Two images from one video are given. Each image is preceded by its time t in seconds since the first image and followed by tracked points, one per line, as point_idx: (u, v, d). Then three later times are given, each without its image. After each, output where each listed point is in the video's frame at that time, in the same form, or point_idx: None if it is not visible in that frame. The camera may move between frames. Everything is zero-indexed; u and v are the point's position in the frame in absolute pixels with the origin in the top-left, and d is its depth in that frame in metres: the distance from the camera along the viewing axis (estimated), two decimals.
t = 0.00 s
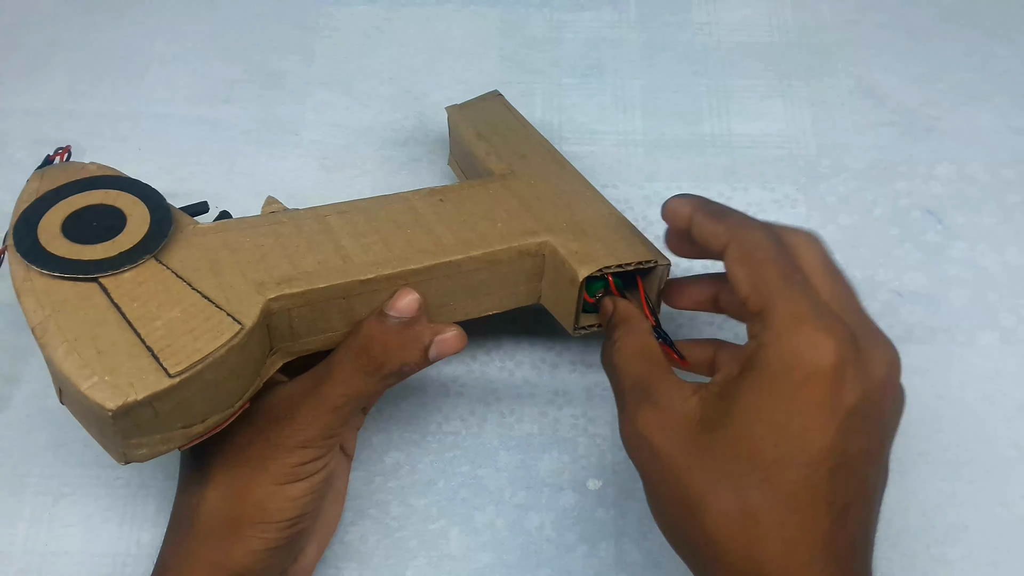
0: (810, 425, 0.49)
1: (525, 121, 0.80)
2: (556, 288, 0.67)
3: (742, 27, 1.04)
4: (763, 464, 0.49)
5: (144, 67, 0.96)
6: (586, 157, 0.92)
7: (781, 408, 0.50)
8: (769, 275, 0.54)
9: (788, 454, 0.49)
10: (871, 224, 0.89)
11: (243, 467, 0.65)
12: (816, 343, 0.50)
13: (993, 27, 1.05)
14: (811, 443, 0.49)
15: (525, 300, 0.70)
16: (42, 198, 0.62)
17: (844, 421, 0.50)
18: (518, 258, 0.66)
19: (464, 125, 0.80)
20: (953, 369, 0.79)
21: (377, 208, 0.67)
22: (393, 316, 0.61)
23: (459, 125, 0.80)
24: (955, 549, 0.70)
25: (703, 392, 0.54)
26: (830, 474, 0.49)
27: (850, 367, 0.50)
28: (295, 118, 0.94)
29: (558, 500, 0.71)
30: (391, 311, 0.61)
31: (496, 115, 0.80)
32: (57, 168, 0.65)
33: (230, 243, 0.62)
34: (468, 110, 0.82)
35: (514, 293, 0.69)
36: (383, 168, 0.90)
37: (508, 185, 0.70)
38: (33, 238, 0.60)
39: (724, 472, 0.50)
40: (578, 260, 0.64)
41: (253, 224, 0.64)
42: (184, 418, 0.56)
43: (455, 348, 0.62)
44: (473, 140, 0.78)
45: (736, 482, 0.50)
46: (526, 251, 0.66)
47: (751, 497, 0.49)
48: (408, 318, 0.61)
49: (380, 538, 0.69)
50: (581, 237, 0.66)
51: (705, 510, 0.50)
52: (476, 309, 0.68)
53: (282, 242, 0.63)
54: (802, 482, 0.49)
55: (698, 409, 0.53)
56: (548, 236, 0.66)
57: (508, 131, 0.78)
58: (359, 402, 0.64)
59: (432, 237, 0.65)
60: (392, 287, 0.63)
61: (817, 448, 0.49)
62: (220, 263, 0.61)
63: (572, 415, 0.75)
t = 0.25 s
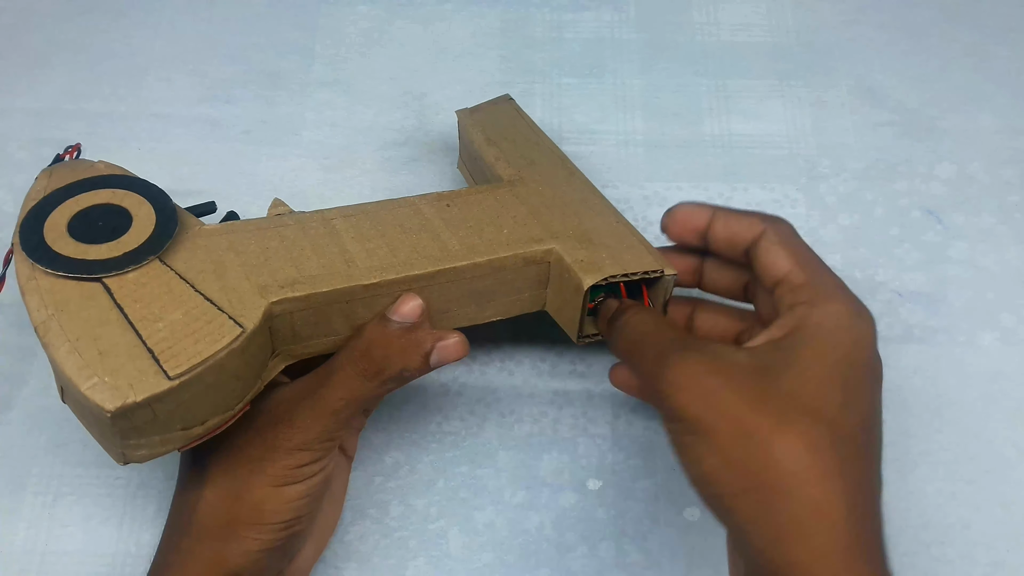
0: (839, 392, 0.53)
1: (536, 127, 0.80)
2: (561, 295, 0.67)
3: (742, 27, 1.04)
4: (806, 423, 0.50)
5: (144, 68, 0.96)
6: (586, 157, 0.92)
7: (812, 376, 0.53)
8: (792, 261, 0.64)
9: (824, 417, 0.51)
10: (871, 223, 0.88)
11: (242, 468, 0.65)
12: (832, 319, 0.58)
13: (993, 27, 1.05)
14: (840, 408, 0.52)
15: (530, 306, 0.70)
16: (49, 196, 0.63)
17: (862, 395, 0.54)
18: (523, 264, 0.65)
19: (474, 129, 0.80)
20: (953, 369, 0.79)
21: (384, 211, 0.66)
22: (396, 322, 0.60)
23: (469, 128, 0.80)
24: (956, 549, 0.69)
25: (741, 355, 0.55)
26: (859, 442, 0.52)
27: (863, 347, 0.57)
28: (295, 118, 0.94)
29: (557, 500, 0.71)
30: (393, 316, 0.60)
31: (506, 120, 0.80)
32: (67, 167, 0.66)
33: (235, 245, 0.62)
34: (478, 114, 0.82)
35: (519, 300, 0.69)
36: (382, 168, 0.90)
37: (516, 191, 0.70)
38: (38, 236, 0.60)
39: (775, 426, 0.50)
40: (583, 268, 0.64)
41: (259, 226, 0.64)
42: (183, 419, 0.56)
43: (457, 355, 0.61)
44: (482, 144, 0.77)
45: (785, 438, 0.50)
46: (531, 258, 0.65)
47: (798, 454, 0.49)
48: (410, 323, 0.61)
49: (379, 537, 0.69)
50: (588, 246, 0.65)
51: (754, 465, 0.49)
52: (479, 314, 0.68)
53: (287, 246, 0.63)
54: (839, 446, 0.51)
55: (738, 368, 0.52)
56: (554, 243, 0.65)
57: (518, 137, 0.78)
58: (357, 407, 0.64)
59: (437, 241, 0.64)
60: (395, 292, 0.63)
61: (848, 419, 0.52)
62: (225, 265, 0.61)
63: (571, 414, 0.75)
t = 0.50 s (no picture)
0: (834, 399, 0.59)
1: (540, 129, 0.79)
2: (565, 298, 0.67)
3: (742, 27, 1.04)
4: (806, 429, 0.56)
5: (144, 68, 0.96)
6: (586, 157, 0.92)
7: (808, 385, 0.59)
8: (790, 287, 0.69)
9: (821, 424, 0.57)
10: (871, 223, 0.89)
11: (242, 469, 0.65)
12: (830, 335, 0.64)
13: (993, 27, 1.05)
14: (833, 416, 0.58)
15: (534, 308, 0.70)
16: (52, 198, 0.62)
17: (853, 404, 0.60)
18: (527, 267, 0.65)
19: (478, 130, 0.80)
20: (953, 369, 0.79)
21: (388, 214, 0.66)
22: (399, 324, 0.60)
23: (473, 129, 0.80)
24: (956, 549, 0.70)
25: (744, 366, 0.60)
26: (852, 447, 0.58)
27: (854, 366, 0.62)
28: (295, 118, 0.93)
29: (558, 500, 0.71)
30: (397, 319, 0.60)
31: (509, 121, 0.80)
32: (69, 167, 0.66)
33: (239, 248, 0.62)
34: (481, 115, 0.82)
35: (523, 303, 0.69)
36: (382, 168, 0.90)
37: (519, 193, 0.70)
38: (42, 238, 0.60)
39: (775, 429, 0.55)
40: (588, 272, 0.63)
41: (262, 229, 0.64)
42: (188, 423, 0.56)
43: (459, 358, 0.61)
44: (486, 146, 0.77)
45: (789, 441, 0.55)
46: (535, 261, 0.65)
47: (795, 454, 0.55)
48: (414, 326, 0.60)
49: (379, 537, 0.69)
50: (592, 249, 0.65)
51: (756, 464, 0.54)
52: (483, 316, 0.68)
53: (291, 249, 0.62)
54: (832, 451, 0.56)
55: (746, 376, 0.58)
56: (558, 246, 0.65)
57: (521, 138, 0.78)
58: (359, 409, 0.64)
59: (441, 244, 0.64)
60: (399, 295, 0.63)
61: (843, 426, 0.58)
62: (228, 268, 0.61)
63: (571, 415, 0.75)
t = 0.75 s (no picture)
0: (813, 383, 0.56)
1: (544, 133, 0.80)
2: (567, 300, 0.67)
3: (742, 27, 1.04)
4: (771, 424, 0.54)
5: (144, 68, 0.96)
6: (586, 157, 0.92)
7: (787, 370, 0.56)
8: (778, 257, 0.64)
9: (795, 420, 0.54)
10: (871, 223, 0.88)
11: (243, 470, 0.65)
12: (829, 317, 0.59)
13: (993, 27, 1.05)
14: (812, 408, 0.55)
15: (536, 311, 0.70)
16: (55, 195, 0.63)
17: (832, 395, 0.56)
18: (529, 270, 0.65)
19: (483, 134, 0.80)
20: (953, 369, 0.79)
21: (390, 215, 0.66)
22: (402, 327, 0.60)
23: (477, 133, 0.80)
24: (956, 549, 0.70)
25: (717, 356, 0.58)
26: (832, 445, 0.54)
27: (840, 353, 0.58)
28: (295, 118, 0.93)
29: (557, 500, 0.71)
30: (400, 322, 0.60)
31: (514, 125, 0.80)
32: (73, 166, 0.66)
33: (240, 248, 0.62)
34: (487, 120, 0.82)
35: (525, 305, 0.69)
36: (382, 168, 0.90)
37: (523, 196, 0.70)
38: (43, 234, 0.60)
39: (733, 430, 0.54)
40: (590, 275, 0.63)
41: (265, 230, 0.64)
42: (187, 421, 0.56)
43: (460, 362, 0.60)
44: (490, 149, 0.77)
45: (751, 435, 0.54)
46: (537, 264, 0.65)
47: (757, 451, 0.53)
48: (416, 329, 0.60)
49: (379, 537, 0.69)
50: (595, 253, 0.65)
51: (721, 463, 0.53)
52: (485, 319, 0.68)
53: (293, 249, 0.62)
54: (804, 446, 0.54)
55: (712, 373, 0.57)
56: (560, 248, 0.65)
57: (525, 142, 0.78)
58: (360, 411, 0.64)
59: (443, 246, 0.64)
60: (400, 296, 0.63)
61: (824, 411, 0.55)
62: (230, 268, 0.61)
63: (572, 415, 0.75)
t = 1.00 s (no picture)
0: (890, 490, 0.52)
1: (537, 129, 0.80)
2: (557, 294, 0.67)
3: (742, 27, 1.04)
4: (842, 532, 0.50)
5: (143, 68, 0.96)
6: (586, 157, 0.92)
7: (865, 472, 0.52)
8: (836, 350, 0.58)
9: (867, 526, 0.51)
10: (871, 223, 0.89)
11: (242, 467, 0.65)
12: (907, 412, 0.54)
13: (993, 27, 1.05)
14: (889, 518, 0.51)
15: (527, 307, 0.70)
16: (50, 187, 0.63)
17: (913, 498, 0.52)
18: (519, 264, 0.66)
19: (474, 128, 0.80)
20: (953, 369, 0.79)
21: (381, 209, 0.66)
22: (393, 318, 0.61)
23: (469, 128, 0.80)
24: (956, 549, 0.70)
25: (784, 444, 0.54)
26: (892, 558, 0.51)
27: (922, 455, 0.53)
28: (295, 118, 0.93)
29: (558, 500, 0.71)
30: (389, 314, 0.61)
31: (506, 120, 0.80)
32: (68, 159, 0.66)
33: (232, 240, 0.62)
34: (481, 113, 0.81)
35: (516, 300, 0.69)
36: (383, 168, 0.90)
37: (514, 190, 0.70)
38: (38, 228, 0.60)
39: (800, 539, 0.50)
40: (579, 270, 0.64)
41: (257, 221, 0.64)
42: (177, 410, 0.57)
43: (454, 350, 0.60)
44: (482, 144, 0.77)
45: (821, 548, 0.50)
46: (526, 258, 0.65)
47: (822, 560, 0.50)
48: (407, 320, 0.61)
49: (380, 537, 0.69)
50: (585, 248, 0.65)
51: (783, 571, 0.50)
52: (476, 313, 0.68)
53: (284, 241, 0.63)
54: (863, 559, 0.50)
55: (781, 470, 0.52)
56: (550, 243, 0.66)
57: (518, 137, 0.78)
58: (356, 405, 0.64)
59: (434, 240, 0.65)
60: (390, 288, 0.63)
61: (891, 522, 0.51)
62: (221, 259, 0.61)
63: (572, 415, 0.75)
